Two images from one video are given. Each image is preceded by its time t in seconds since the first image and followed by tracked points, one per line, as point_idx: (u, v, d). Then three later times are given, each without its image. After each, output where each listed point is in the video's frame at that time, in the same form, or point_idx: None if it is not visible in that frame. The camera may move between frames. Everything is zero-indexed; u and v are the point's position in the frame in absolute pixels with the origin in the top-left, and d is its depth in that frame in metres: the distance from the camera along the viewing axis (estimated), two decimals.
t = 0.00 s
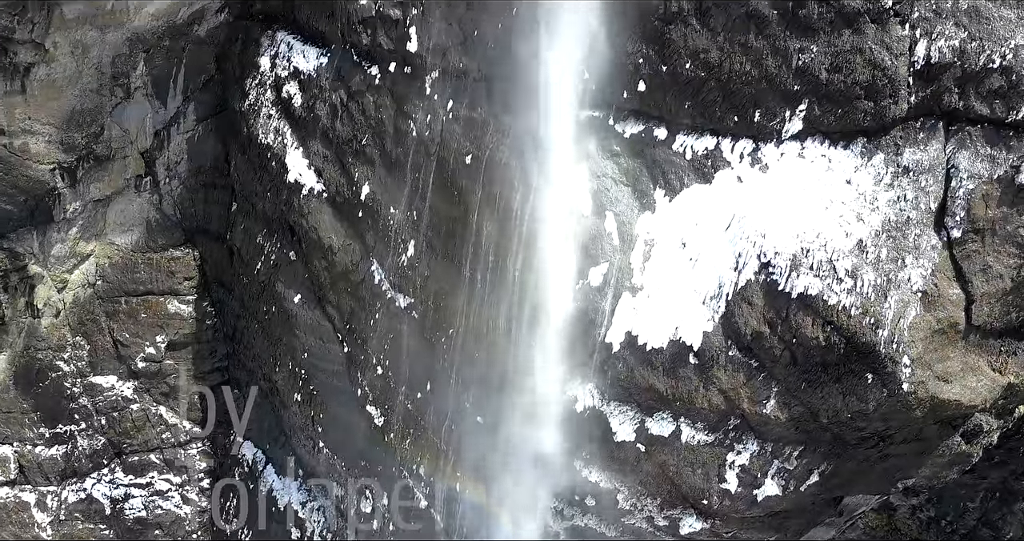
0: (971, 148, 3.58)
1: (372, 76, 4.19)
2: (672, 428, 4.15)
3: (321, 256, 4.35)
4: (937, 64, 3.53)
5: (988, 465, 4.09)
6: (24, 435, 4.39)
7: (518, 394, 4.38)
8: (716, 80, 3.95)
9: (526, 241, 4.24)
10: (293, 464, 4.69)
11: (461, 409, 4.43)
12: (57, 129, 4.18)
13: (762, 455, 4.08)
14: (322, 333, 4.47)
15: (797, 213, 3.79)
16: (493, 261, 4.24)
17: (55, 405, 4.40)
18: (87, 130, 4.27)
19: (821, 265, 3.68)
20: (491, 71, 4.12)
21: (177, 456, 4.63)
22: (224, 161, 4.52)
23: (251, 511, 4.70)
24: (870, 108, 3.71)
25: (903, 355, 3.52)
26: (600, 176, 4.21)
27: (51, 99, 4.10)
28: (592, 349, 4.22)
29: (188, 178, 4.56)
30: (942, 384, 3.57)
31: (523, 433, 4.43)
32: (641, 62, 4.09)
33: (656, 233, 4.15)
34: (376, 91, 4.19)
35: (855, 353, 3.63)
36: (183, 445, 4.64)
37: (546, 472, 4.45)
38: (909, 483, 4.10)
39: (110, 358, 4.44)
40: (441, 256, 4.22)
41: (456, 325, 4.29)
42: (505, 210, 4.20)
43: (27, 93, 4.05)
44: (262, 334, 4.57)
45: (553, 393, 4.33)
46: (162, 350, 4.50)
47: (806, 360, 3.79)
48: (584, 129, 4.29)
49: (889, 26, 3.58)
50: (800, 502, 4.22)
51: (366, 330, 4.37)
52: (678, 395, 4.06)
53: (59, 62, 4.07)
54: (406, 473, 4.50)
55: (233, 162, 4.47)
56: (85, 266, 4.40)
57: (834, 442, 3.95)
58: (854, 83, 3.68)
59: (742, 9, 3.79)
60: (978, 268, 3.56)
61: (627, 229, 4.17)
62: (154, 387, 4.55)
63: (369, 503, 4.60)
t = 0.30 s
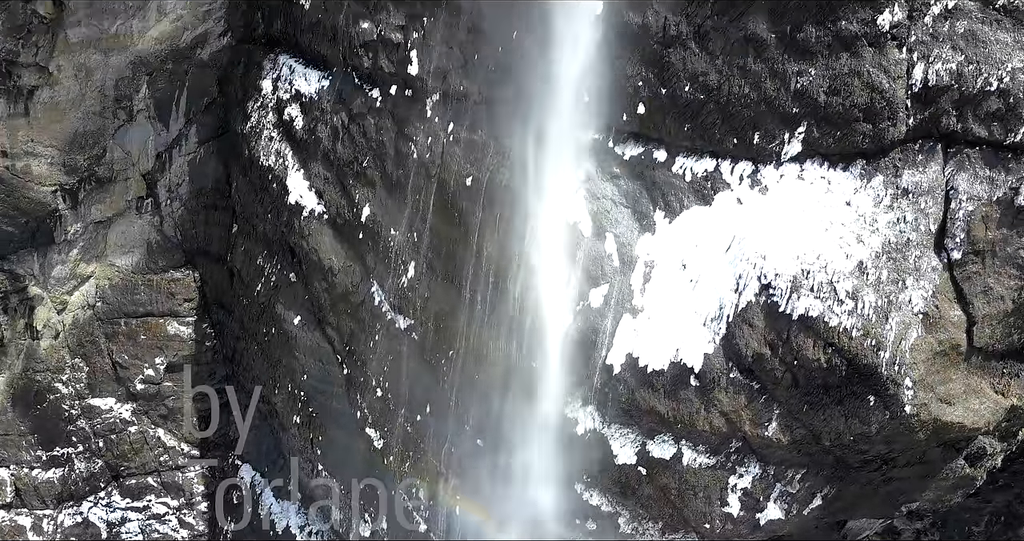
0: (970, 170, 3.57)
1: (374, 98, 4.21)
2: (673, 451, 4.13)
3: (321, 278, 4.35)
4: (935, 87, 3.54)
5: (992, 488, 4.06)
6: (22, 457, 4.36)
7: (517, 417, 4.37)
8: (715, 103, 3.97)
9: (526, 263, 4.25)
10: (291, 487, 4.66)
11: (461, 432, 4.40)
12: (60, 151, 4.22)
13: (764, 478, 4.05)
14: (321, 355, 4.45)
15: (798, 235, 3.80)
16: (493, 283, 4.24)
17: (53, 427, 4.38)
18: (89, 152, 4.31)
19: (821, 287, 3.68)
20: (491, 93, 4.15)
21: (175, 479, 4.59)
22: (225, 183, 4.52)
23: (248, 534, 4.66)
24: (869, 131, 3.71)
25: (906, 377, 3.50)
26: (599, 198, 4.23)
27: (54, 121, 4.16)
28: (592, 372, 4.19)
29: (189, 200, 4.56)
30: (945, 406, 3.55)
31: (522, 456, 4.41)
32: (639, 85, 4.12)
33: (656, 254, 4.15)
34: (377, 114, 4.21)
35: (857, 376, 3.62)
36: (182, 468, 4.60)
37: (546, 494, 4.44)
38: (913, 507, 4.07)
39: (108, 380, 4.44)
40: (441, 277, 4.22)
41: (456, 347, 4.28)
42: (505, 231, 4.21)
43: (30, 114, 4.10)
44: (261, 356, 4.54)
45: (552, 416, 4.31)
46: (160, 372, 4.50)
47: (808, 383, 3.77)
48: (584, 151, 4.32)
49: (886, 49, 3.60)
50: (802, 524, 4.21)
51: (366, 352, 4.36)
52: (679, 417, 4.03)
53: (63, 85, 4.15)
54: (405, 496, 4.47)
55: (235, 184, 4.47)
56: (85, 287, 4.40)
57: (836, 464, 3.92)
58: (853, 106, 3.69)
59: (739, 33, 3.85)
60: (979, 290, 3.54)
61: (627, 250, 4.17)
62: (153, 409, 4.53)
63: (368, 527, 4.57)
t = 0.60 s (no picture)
0: (969, 195, 3.59)
1: (374, 124, 4.24)
2: (676, 477, 4.09)
3: (321, 302, 4.35)
4: (932, 112, 3.57)
5: (998, 515, 4.01)
6: (17, 484, 4.30)
7: (517, 443, 4.33)
8: (714, 129, 3.99)
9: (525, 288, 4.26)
10: (291, 513, 4.56)
11: (460, 458, 4.36)
12: (62, 177, 4.24)
13: (767, 505, 4.02)
14: (320, 380, 4.43)
15: (798, 260, 3.79)
16: (493, 307, 4.24)
17: (49, 453, 4.34)
18: (91, 177, 4.33)
19: (822, 312, 3.68)
20: (491, 119, 4.18)
21: (171, 506, 4.56)
22: (226, 208, 4.54)
23: None
24: (868, 156, 3.71)
25: (909, 403, 3.49)
26: (599, 223, 4.23)
27: (57, 146, 4.19)
28: (592, 399, 4.16)
29: (190, 225, 4.60)
30: (948, 431, 3.53)
31: (522, 483, 4.36)
32: (638, 111, 4.14)
33: (656, 278, 4.14)
34: (378, 139, 4.23)
35: (859, 401, 3.59)
36: (178, 494, 4.57)
37: (546, 521, 4.39)
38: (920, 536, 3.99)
39: (106, 405, 4.41)
40: (441, 301, 4.22)
41: (456, 372, 4.27)
42: (504, 256, 4.22)
43: (33, 140, 4.12)
44: (259, 380, 4.52)
45: (552, 442, 4.27)
46: (158, 397, 4.48)
47: (810, 408, 3.74)
48: (585, 175, 4.32)
49: (883, 75, 3.64)
50: None
51: (365, 377, 4.35)
52: (680, 443, 4.00)
53: (66, 112, 4.19)
54: (404, 523, 4.42)
55: (235, 209, 4.49)
56: (84, 311, 4.40)
57: (839, 491, 3.89)
58: (851, 131, 3.70)
59: (738, 59, 3.89)
60: (980, 314, 3.54)
61: (627, 275, 4.16)
62: (150, 434, 4.50)
63: None
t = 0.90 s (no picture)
0: (968, 216, 3.58)
1: (375, 146, 4.27)
2: (676, 501, 4.07)
3: (321, 324, 4.34)
4: (930, 134, 3.56)
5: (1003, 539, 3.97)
6: (12, 507, 4.25)
7: (517, 465, 4.31)
8: (713, 151, 4.01)
9: (525, 309, 4.26)
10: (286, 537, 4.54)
11: (460, 481, 4.33)
12: (63, 199, 4.24)
13: (769, 528, 4.00)
14: (320, 402, 4.41)
15: (799, 282, 3.78)
16: (492, 329, 4.24)
17: (45, 476, 4.30)
18: (92, 199, 4.34)
19: (823, 333, 3.66)
20: (491, 142, 4.21)
21: (168, 529, 4.54)
22: (227, 230, 4.56)
23: None
24: (866, 178, 3.72)
25: (912, 426, 3.46)
26: (599, 244, 4.24)
27: (58, 169, 4.19)
28: (592, 422, 4.14)
29: (190, 246, 4.60)
30: (951, 454, 3.51)
31: (523, 506, 4.34)
32: (637, 134, 4.17)
33: (657, 300, 4.12)
34: (379, 161, 4.25)
35: (862, 424, 3.57)
36: (175, 517, 4.55)
37: None
38: None
39: (103, 427, 4.39)
40: (441, 323, 4.20)
41: (456, 395, 4.25)
42: (505, 278, 4.23)
43: (35, 162, 4.13)
44: (258, 402, 4.49)
45: (553, 464, 4.25)
46: (156, 419, 4.45)
47: (812, 431, 3.71)
48: (585, 197, 4.34)
49: (881, 98, 3.63)
50: None
51: (365, 399, 4.33)
52: (682, 466, 3.97)
53: (68, 133, 4.18)
54: None
55: (235, 231, 4.50)
56: (83, 333, 4.39)
57: (842, 514, 3.86)
58: (850, 154, 3.71)
59: (735, 82, 3.92)
60: (981, 335, 3.52)
61: (627, 296, 4.14)
62: (148, 457, 4.48)
63: None
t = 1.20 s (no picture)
0: (968, 238, 3.58)
1: (375, 168, 4.28)
2: (678, 525, 4.02)
3: (320, 345, 4.33)
4: (928, 157, 3.57)
5: None
6: (7, 531, 4.23)
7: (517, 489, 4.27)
8: (713, 173, 4.02)
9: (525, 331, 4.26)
10: None
11: (460, 505, 4.29)
12: (64, 221, 4.28)
13: None
14: (318, 425, 4.37)
15: (801, 304, 3.76)
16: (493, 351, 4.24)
17: (41, 500, 4.28)
18: (93, 222, 4.37)
19: (824, 355, 3.64)
20: (491, 165, 4.24)
21: None
22: (227, 251, 4.54)
23: None
24: (865, 201, 3.70)
25: (914, 448, 3.45)
26: (599, 266, 4.24)
27: (59, 192, 4.24)
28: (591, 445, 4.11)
29: (190, 267, 4.59)
30: (954, 478, 3.49)
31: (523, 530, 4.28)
32: (637, 156, 4.20)
33: (657, 322, 4.11)
34: (379, 184, 4.27)
35: (864, 447, 3.55)
36: None
37: None
38: None
39: (100, 450, 4.37)
40: (441, 345, 4.19)
41: (456, 417, 4.23)
42: (505, 299, 4.23)
43: (36, 185, 4.18)
44: (256, 425, 4.44)
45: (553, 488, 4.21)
46: (154, 442, 4.43)
47: (814, 454, 3.68)
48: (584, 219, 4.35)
49: (880, 121, 3.63)
50: None
51: (365, 422, 4.30)
52: (683, 490, 3.95)
53: (70, 156, 4.24)
54: None
55: (235, 252, 4.50)
56: (82, 355, 4.39)
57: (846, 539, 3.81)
58: (849, 176, 3.70)
59: (735, 105, 3.95)
60: (984, 358, 3.51)
61: (627, 318, 4.14)
62: (145, 480, 4.45)
63: None
